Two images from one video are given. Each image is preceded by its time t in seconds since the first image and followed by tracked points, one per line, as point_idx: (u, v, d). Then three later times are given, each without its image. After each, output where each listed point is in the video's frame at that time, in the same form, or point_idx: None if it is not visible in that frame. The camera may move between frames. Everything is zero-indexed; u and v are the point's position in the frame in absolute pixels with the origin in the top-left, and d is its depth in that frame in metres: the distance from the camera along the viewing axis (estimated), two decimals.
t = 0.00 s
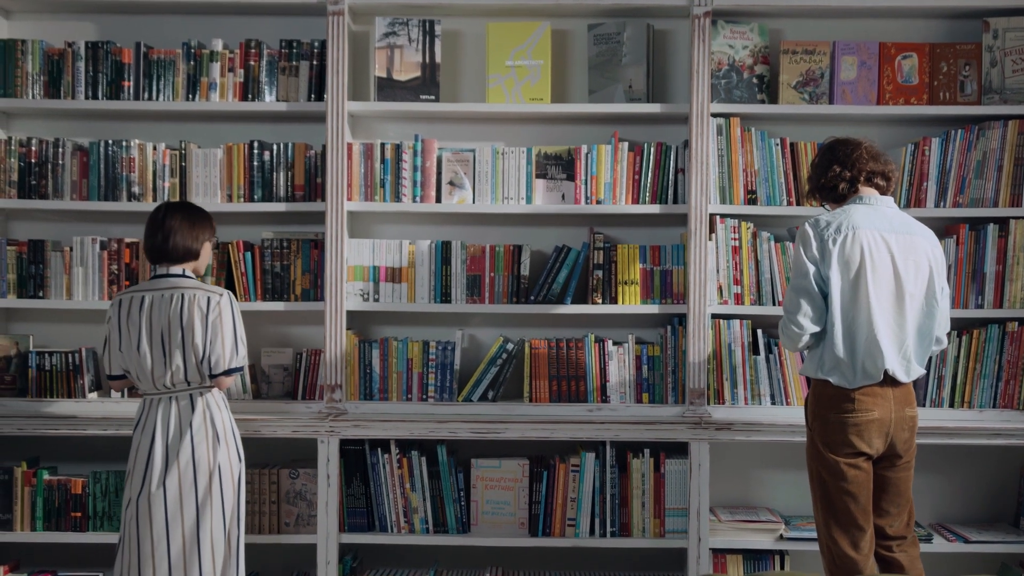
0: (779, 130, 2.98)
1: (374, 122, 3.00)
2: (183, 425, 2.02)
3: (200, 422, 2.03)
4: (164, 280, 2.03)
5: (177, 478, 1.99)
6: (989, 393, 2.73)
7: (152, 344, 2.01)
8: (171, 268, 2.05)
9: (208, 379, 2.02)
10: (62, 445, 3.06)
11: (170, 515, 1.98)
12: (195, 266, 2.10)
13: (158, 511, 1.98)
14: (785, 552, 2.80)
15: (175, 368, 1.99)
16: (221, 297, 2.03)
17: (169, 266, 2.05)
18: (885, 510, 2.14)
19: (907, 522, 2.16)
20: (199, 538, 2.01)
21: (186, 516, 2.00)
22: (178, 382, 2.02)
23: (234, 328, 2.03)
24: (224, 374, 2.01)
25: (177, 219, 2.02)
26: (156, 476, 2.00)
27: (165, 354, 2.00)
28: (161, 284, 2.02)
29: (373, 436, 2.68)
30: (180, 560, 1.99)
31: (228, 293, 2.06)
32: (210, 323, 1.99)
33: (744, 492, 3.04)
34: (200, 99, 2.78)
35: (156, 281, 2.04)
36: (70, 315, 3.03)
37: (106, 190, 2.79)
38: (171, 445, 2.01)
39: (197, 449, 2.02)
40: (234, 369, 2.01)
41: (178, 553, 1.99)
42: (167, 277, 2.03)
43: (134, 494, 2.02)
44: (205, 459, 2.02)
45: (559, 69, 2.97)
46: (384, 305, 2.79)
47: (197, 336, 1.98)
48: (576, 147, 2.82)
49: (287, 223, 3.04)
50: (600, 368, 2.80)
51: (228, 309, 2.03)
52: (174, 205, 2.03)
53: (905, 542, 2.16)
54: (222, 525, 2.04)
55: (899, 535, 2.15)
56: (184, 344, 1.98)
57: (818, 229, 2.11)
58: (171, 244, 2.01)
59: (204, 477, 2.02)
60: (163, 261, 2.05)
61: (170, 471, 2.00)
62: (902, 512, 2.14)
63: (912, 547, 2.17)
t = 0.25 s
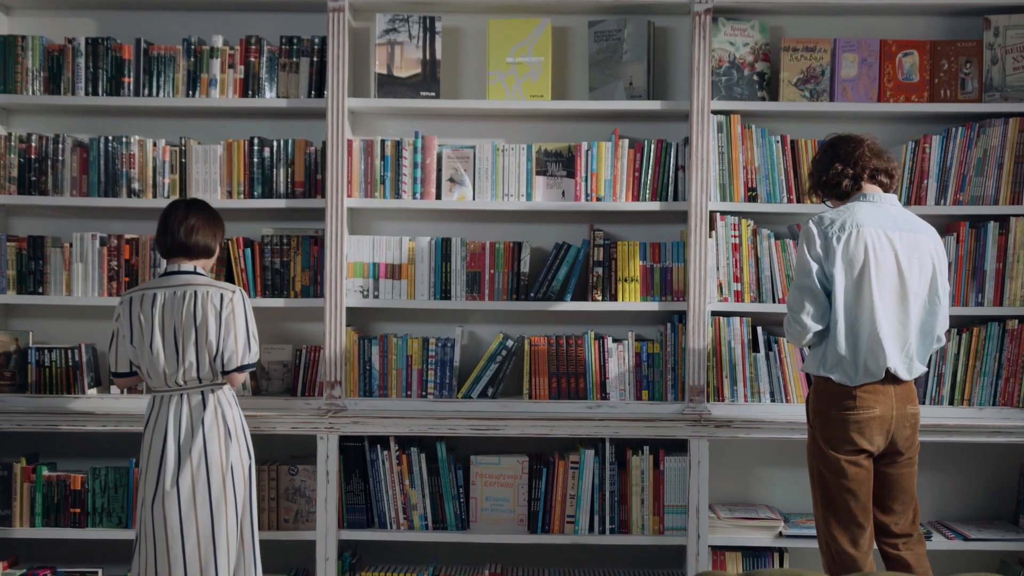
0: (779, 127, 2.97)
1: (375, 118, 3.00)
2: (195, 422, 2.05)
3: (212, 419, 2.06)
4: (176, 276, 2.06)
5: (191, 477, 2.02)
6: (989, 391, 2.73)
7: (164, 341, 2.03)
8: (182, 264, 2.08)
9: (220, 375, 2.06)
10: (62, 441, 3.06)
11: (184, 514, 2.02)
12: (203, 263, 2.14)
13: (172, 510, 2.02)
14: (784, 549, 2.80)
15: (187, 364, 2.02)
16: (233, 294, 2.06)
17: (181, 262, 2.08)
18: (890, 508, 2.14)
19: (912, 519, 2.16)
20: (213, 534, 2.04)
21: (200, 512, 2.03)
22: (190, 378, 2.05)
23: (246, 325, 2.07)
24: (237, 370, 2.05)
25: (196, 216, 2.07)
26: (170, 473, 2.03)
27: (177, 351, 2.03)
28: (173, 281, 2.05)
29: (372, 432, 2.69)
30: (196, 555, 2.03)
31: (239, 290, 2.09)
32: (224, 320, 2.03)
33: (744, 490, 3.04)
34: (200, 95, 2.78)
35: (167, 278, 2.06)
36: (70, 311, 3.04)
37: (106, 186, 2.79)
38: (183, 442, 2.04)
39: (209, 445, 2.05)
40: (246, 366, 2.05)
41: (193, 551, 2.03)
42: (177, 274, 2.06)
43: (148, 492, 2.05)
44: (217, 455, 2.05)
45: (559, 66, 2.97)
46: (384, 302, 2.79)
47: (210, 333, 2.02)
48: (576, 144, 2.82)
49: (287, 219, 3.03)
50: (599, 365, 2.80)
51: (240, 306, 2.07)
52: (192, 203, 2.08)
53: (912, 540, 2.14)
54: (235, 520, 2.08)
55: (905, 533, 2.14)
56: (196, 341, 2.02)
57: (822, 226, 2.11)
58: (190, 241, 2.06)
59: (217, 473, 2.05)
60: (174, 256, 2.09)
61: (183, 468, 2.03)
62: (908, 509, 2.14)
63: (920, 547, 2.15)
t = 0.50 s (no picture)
0: (777, 125, 2.97)
1: (372, 116, 3.00)
2: (199, 421, 2.06)
3: (217, 417, 2.08)
4: (182, 275, 2.07)
5: (198, 476, 2.04)
6: (986, 389, 2.73)
7: (168, 339, 2.04)
8: (188, 262, 2.10)
9: (225, 373, 2.07)
10: (59, 439, 3.05)
11: (191, 513, 2.03)
12: (207, 262, 2.16)
13: (179, 508, 2.04)
14: (781, 547, 2.80)
15: (192, 362, 2.03)
16: (239, 293, 2.08)
17: (188, 260, 2.10)
18: (891, 505, 2.14)
19: (914, 517, 2.16)
20: (221, 531, 2.06)
21: (208, 510, 2.05)
22: (194, 377, 2.06)
23: (251, 324, 2.08)
24: (242, 369, 2.06)
25: (207, 216, 2.11)
26: (176, 472, 2.04)
27: (182, 350, 2.03)
28: (179, 279, 2.06)
29: (369, 430, 2.68)
30: (204, 553, 2.05)
31: (245, 288, 2.11)
32: (229, 319, 2.04)
33: (741, 488, 3.04)
34: (197, 92, 2.78)
35: (173, 275, 2.07)
36: (67, 309, 3.03)
37: (103, 183, 2.79)
38: (189, 441, 2.06)
39: (215, 443, 2.07)
40: (251, 365, 2.07)
41: (201, 550, 2.04)
42: (183, 272, 2.07)
43: (154, 492, 2.07)
44: (223, 453, 2.08)
45: (557, 64, 2.97)
46: (381, 299, 2.79)
47: (216, 331, 2.03)
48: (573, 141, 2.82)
49: (284, 216, 3.03)
50: (597, 363, 2.80)
51: (246, 305, 2.08)
52: (204, 203, 2.12)
53: (915, 539, 2.14)
54: (243, 516, 2.10)
55: (909, 531, 2.14)
56: (202, 339, 2.03)
57: (823, 224, 2.10)
58: (201, 240, 2.08)
59: (223, 471, 2.07)
60: (180, 254, 2.10)
61: (190, 466, 2.04)
62: (911, 507, 2.14)
63: (923, 546, 2.14)
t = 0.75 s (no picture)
0: (775, 123, 2.97)
1: (370, 114, 3.00)
2: (203, 420, 2.07)
3: (220, 415, 2.08)
4: (184, 274, 2.06)
5: (202, 475, 2.05)
6: (983, 387, 2.73)
7: (171, 338, 2.04)
8: (191, 261, 2.09)
9: (227, 373, 2.07)
10: (56, 436, 3.05)
11: (196, 512, 2.04)
12: (210, 263, 2.15)
13: (185, 508, 2.04)
14: (778, 545, 2.80)
15: (194, 362, 2.03)
16: (242, 293, 2.08)
17: (192, 259, 2.09)
18: (892, 502, 2.15)
19: (917, 515, 2.16)
20: (227, 530, 2.06)
21: (213, 509, 2.05)
22: (197, 376, 2.06)
23: (253, 324, 2.08)
24: (243, 370, 2.06)
25: (214, 217, 2.11)
26: (181, 472, 2.05)
27: (185, 349, 2.03)
28: (182, 278, 2.06)
29: (367, 428, 2.69)
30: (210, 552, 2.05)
31: (247, 288, 2.11)
32: (232, 318, 2.04)
33: (738, 486, 3.04)
34: (195, 90, 2.78)
35: (176, 274, 2.07)
36: (64, 306, 3.03)
37: (101, 181, 2.79)
38: (192, 440, 2.06)
39: (219, 442, 2.07)
40: (252, 365, 2.06)
41: (207, 550, 2.04)
42: (186, 271, 2.07)
43: (160, 492, 2.08)
44: (227, 452, 2.08)
45: (555, 62, 2.97)
46: (378, 297, 2.79)
47: (218, 331, 2.03)
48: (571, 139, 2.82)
49: (281, 214, 3.03)
50: (595, 361, 2.80)
51: (248, 305, 2.08)
52: (212, 204, 2.12)
53: (919, 537, 2.14)
54: (248, 516, 2.10)
55: (913, 530, 2.14)
56: (204, 338, 2.03)
57: (827, 223, 2.09)
58: (208, 239, 2.08)
59: (228, 470, 2.08)
60: (185, 253, 2.09)
61: (194, 466, 2.05)
62: (913, 504, 2.15)
63: (926, 545, 2.14)
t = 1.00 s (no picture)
0: (773, 123, 2.97)
1: (368, 113, 3.00)
2: (206, 421, 2.06)
3: (223, 416, 2.08)
4: (186, 275, 2.06)
5: (206, 476, 2.05)
6: (982, 387, 2.73)
7: (174, 339, 2.04)
8: (194, 262, 2.08)
9: (230, 375, 2.07)
10: (54, 436, 3.05)
11: (200, 513, 2.04)
12: (213, 265, 2.15)
13: (189, 508, 2.04)
14: (777, 545, 2.80)
15: (197, 363, 2.03)
16: (244, 295, 2.08)
17: (195, 260, 2.08)
18: (896, 501, 2.15)
19: (924, 515, 2.16)
20: (230, 531, 2.06)
21: (216, 509, 2.05)
22: (200, 377, 2.05)
23: (256, 325, 2.08)
24: (246, 371, 2.05)
25: (218, 219, 2.10)
26: (185, 472, 2.05)
27: (187, 350, 2.03)
28: (185, 279, 2.05)
29: (366, 427, 2.69)
30: (214, 552, 2.06)
31: (250, 290, 2.11)
32: (234, 320, 2.04)
33: (737, 486, 3.04)
34: (193, 89, 2.78)
35: (178, 275, 2.06)
36: (63, 306, 3.03)
37: (99, 181, 2.79)
38: (196, 441, 2.06)
39: (222, 442, 2.07)
40: (255, 367, 2.06)
41: (211, 550, 2.05)
42: (189, 272, 2.06)
43: (163, 493, 2.07)
44: (230, 453, 2.08)
45: (553, 61, 2.96)
46: (377, 297, 2.79)
47: (221, 332, 2.03)
48: (570, 139, 2.82)
49: (280, 214, 3.03)
50: (593, 361, 2.80)
51: (250, 307, 2.08)
52: (217, 206, 2.12)
53: (925, 536, 2.14)
54: (252, 516, 2.10)
55: (920, 529, 2.13)
56: (207, 339, 2.03)
57: (835, 222, 2.09)
58: (212, 241, 2.08)
59: (231, 471, 2.07)
60: (188, 254, 2.08)
61: (197, 466, 2.05)
62: (920, 503, 2.14)
63: (933, 545, 2.14)
